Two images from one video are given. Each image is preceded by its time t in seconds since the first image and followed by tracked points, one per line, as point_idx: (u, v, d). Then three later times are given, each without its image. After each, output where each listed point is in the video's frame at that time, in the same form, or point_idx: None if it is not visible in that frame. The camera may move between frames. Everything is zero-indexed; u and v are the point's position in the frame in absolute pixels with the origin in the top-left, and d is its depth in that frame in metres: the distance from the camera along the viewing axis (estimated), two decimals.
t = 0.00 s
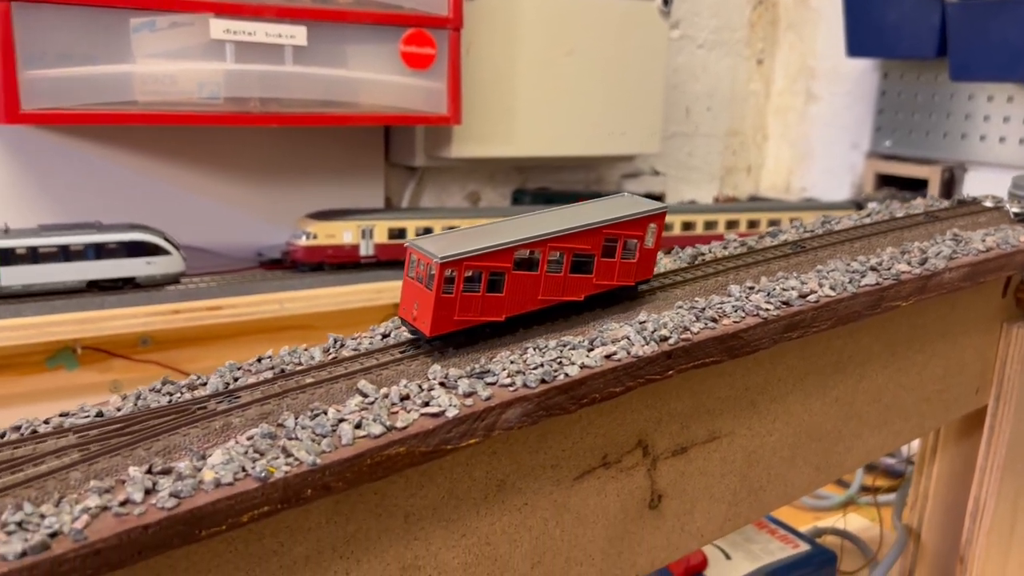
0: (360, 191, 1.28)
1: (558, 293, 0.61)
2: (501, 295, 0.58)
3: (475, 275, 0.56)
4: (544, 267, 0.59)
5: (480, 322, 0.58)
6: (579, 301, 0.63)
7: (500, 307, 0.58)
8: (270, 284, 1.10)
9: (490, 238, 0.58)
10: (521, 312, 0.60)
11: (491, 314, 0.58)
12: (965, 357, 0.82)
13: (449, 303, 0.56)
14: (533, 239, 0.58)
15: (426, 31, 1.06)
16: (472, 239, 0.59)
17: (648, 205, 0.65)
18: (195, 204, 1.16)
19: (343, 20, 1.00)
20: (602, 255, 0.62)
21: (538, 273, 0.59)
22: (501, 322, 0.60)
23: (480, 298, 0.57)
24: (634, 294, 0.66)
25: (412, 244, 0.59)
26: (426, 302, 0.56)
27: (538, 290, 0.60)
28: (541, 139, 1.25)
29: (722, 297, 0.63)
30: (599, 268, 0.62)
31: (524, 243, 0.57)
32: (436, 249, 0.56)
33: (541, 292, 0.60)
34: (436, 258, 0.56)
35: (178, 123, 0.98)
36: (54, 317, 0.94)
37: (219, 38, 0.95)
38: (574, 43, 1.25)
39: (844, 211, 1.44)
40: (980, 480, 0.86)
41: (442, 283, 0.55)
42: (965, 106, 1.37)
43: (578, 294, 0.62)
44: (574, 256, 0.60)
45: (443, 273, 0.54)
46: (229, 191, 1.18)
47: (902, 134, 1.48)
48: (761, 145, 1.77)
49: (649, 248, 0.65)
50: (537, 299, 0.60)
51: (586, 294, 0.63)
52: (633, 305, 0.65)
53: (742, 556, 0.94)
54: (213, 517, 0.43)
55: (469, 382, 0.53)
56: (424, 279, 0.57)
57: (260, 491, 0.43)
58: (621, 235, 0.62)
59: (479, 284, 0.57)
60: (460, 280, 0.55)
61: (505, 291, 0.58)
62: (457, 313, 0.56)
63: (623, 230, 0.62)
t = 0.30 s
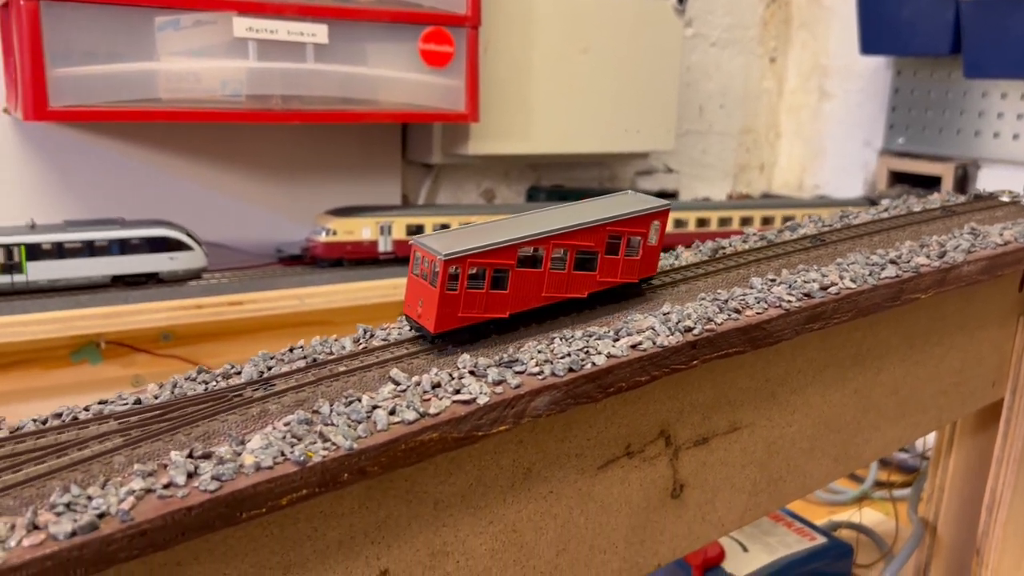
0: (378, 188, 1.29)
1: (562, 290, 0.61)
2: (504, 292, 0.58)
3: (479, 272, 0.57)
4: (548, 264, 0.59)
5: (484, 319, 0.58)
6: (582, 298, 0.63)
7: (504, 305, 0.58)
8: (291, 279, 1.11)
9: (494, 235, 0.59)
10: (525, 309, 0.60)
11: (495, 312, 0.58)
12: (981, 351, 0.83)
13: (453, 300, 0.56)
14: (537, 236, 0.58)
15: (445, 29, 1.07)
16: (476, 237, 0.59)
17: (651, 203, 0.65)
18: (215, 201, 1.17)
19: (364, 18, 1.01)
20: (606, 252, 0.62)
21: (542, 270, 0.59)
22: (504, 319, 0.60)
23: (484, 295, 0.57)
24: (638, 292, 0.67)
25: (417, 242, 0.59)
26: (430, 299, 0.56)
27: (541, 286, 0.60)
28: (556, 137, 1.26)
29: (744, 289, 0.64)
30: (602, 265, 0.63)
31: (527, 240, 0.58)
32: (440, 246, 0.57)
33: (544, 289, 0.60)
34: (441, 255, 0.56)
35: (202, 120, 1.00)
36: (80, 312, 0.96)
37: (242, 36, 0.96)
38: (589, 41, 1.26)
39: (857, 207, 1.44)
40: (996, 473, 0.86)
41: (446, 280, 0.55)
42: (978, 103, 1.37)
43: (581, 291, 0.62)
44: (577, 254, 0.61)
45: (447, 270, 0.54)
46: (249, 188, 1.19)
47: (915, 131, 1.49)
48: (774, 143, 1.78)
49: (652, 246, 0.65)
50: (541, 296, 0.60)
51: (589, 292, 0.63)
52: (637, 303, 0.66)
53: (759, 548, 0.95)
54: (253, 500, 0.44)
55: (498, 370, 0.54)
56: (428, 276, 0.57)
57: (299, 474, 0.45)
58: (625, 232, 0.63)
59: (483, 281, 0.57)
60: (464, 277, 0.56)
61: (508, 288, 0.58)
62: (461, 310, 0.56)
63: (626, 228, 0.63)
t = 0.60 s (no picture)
0: (397, 184, 1.30)
1: (570, 285, 0.62)
2: (513, 286, 0.58)
3: (487, 266, 0.57)
4: (556, 258, 0.60)
5: (493, 313, 0.58)
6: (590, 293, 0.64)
7: (512, 300, 0.59)
8: (312, 273, 1.12)
9: (502, 229, 0.59)
10: (533, 303, 0.60)
11: (503, 306, 0.59)
12: (1003, 343, 0.83)
13: (462, 294, 0.57)
14: (546, 230, 0.59)
15: (465, 25, 1.08)
16: (484, 231, 0.59)
17: (660, 197, 0.66)
18: (237, 196, 1.19)
19: (386, 14, 1.02)
20: (614, 247, 0.63)
21: (551, 264, 0.60)
22: (512, 313, 0.61)
23: (493, 289, 0.57)
24: (646, 286, 0.67)
25: (424, 236, 0.59)
26: (439, 293, 0.57)
27: (550, 281, 0.61)
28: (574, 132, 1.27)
29: (770, 279, 0.65)
30: (610, 260, 0.63)
31: (536, 235, 0.58)
32: (448, 240, 0.57)
33: (552, 283, 0.61)
34: (449, 249, 0.56)
35: (227, 115, 1.01)
36: (107, 304, 0.97)
37: (267, 32, 0.97)
38: (607, 37, 1.26)
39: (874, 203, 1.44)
40: (1017, 465, 0.87)
41: (455, 274, 0.55)
42: (995, 98, 1.37)
43: (590, 286, 0.63)
44: (586, 248, 0.61)
45: (456, 264, 0.55)
46: (269, 184, 1.21)
47: (931, 126, 1.49)
48: (789, 139, 1.78)
49: (660, 241, 0.66)
50: (549, 291, 0.61)
51: (598, 286, 0.64)
52: (644, 297, 0.66)
53: (780, 539, 0.95)
54: (296, 481, 0.45)
55: (531, 357, 0.55)
56: (437, 270, 0.57)
57: (340, 456, 0.45)
58: (633, 227, 0.64)
59: (492, 275, 0.57)
60: (473, 271, 0.56)
61: (516, 282, 0.59)
62: (470, 304, 0.57)
63: (634, 222, 0.63)
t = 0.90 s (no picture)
0: (414, 179, 1.32)
1: (574, 280, 0.62)
2: (516, 281, 0.59)
3: (491, 262, 0.57)
4: (559, 253, 0.60)
5: (497, 308, 0.59)
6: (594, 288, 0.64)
7: (516, 295, 0.59)
8: (332, 267, 1.13)
9: (506, 225, 0.60)
10: (538, 298, 0.61)
11: (507, 301, 0.59)
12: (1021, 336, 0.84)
13: (466, 289, 0.57)
14: (549, 225, 0.59)
15: (484, 22, 1.09)
16: (487, 227, 0.60)
17: (664, 193, 0.66)
18: (257, 191, 1.20)
19: (405, 11, 1.03)
20: (618, 242, 0.63)
21: (554, 260, 0.60)
22: (516, 309, 0.61)
23: (496, 284, 0.58)
24: (650, 282, 0.67)
25: (428, 232, 0.60)
26: (443, 288, 0.57)
27: (553, 277, 0.61)
28: (590, 127, 1.28)
29: (792, 269, 0.66)
30: (614, 255, 0.63)
31: (539, 230, 0.59)
32: (452, 236, 0.58)
33: (556, 278, 0.61)
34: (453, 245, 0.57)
35: (249, 110, 1.02)
36: (132, 297, 0.98)
37: (288, 28, 0.98)
38: (623, 33, 1.27)
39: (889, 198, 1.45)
40: None
41: (458, 269, 0.56)
42: (1011, 94, 1.37)
43: (593, 281, 0.63)
44: (589, 244, 0.62)
45: (459, 259, 0.55)
46: (288, 180, 1.22)
47: (947, 122, 1.49)
48: (803, 135, 1.79)
49: (664, 236, 0.66)
50: (553, 286, 0.61)
51: (602, 281, 0.64)
52: (648, 292, 0.66)
53: (797, 531, 0.96)
54: (332, 464, 0.46)
55: (557, 344, 0.56)
56: (440, 266, 0.58)
57: (375, 439, 0.46)
58: (637, 222, 0.64)
59: (495, 270, 0.58)
60: (476, 266, 0.57)
61: (520, 278, 0.59)
62: (473, 299, 0.57)
63: (638, 218, 0.63)
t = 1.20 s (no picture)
0: (433, 173, 1.33)
1: (581, 274, 0.61)
2: (524, 275, 0.59)
3: (498, 255, 0.57)
4: (566, 247, 0.60)
5: (504, 302, 0.59)
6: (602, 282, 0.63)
7: (523, 288, 0.59)
8: (353, 261, 1.14)
9: (513, 218, 0.59)
10: (545, 291, 0.61)
11: (514, 294, 0.59)
12: None
13: (474, 282, 0.57)
14: (556, 219, 0.58)
15: (504, 16, 1.10)
16: (495, 220, 0.59)
17: (673, 186, 0.65)
18: (278, 185, 1.22)
19: (427, 5, 1.04)
20: (625, 236, 0.63)
21: (561, 253, 0.60)
22: (524, 302, 0.61)
23: (503, 278, 0.58)
24: (658, 275, 0.67)
25: (436, 225, 0.60)
26: (451, 281, 0.57)
27: (561, 271, 0.61)
28: (608, 122, 1.28)
29: (818, 259, 0.66)
30: (621, 249, 0.63)
31: (546, 224, 0.58)
32: (460, 229, 0.57)
33: (564, 272, 0.61)
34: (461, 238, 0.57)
35: (273, 104, 1.03)
36: (156, 289, 0.99)
37: (312, 22, 0.98)
38: (641, 28, 1.28)
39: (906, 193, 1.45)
40: None
41: (466, 263, 0.56)
42: None
43: (602, 275, 0.63)
44: (597, 237, 0.61)
45: (467, 252, 0.55)
46: (308, 174, 1.23)
47: (964, 116, 1.49)
48: (819, 130, 1.79)
49: (673, 230, 0.65)
50: (560, 279, 0.61)
51: (610, 275, 0.63)
52: (656, 286, 0.66)
53: (817, 522, 0.97)
54: (371, 445, 0.46)
55: (587, 331, 0.56)
56: (449, 258, 0.58)
57: (411, 422, 0.47)
58: (645, 216, 0.63)
59: (503, 264, 0.57)
60: (484, 260, 0.56)
61: (527, 271, 0.59)
62: (481, 292, 0.58)
63: (646, 211, 0.63)
